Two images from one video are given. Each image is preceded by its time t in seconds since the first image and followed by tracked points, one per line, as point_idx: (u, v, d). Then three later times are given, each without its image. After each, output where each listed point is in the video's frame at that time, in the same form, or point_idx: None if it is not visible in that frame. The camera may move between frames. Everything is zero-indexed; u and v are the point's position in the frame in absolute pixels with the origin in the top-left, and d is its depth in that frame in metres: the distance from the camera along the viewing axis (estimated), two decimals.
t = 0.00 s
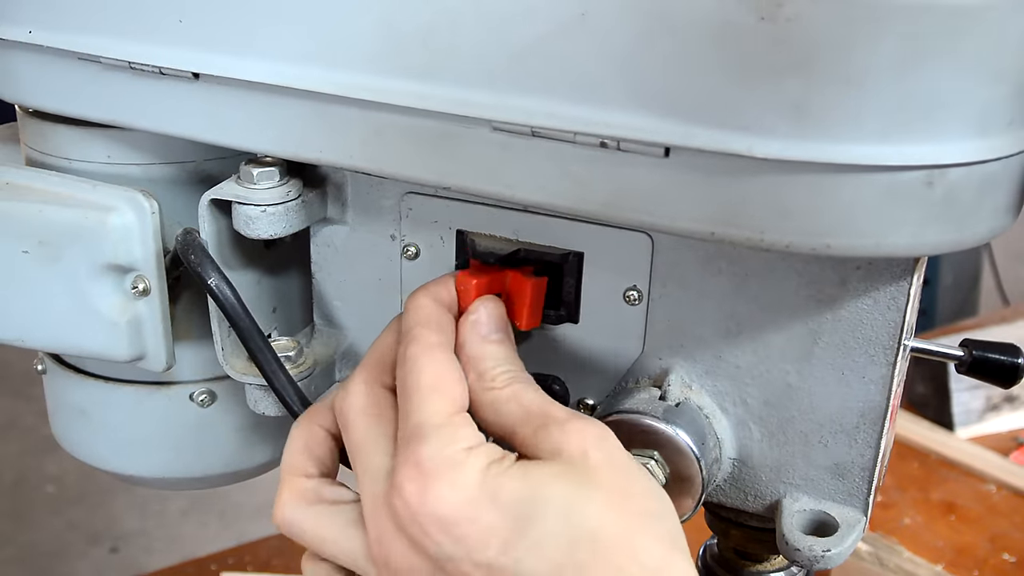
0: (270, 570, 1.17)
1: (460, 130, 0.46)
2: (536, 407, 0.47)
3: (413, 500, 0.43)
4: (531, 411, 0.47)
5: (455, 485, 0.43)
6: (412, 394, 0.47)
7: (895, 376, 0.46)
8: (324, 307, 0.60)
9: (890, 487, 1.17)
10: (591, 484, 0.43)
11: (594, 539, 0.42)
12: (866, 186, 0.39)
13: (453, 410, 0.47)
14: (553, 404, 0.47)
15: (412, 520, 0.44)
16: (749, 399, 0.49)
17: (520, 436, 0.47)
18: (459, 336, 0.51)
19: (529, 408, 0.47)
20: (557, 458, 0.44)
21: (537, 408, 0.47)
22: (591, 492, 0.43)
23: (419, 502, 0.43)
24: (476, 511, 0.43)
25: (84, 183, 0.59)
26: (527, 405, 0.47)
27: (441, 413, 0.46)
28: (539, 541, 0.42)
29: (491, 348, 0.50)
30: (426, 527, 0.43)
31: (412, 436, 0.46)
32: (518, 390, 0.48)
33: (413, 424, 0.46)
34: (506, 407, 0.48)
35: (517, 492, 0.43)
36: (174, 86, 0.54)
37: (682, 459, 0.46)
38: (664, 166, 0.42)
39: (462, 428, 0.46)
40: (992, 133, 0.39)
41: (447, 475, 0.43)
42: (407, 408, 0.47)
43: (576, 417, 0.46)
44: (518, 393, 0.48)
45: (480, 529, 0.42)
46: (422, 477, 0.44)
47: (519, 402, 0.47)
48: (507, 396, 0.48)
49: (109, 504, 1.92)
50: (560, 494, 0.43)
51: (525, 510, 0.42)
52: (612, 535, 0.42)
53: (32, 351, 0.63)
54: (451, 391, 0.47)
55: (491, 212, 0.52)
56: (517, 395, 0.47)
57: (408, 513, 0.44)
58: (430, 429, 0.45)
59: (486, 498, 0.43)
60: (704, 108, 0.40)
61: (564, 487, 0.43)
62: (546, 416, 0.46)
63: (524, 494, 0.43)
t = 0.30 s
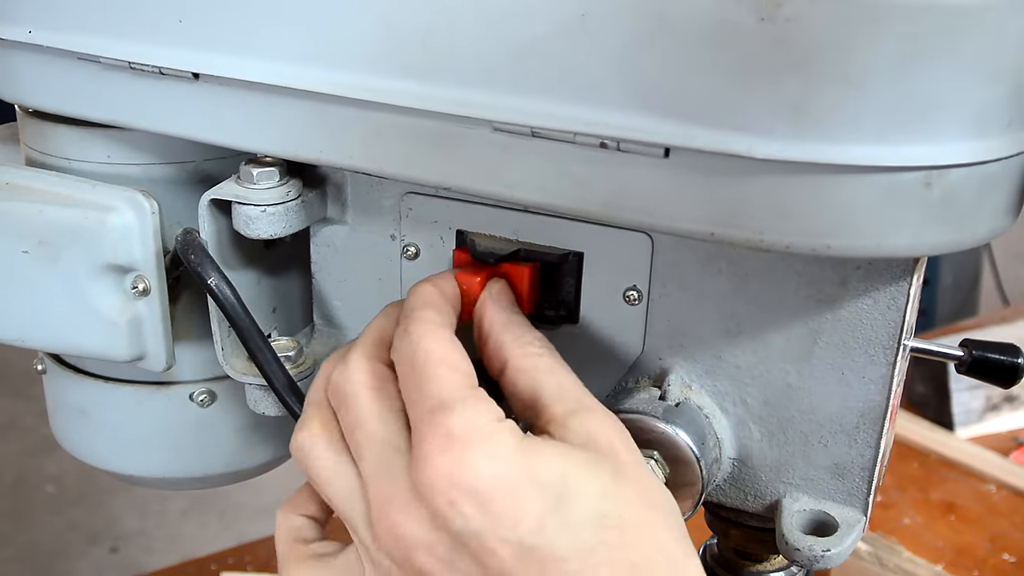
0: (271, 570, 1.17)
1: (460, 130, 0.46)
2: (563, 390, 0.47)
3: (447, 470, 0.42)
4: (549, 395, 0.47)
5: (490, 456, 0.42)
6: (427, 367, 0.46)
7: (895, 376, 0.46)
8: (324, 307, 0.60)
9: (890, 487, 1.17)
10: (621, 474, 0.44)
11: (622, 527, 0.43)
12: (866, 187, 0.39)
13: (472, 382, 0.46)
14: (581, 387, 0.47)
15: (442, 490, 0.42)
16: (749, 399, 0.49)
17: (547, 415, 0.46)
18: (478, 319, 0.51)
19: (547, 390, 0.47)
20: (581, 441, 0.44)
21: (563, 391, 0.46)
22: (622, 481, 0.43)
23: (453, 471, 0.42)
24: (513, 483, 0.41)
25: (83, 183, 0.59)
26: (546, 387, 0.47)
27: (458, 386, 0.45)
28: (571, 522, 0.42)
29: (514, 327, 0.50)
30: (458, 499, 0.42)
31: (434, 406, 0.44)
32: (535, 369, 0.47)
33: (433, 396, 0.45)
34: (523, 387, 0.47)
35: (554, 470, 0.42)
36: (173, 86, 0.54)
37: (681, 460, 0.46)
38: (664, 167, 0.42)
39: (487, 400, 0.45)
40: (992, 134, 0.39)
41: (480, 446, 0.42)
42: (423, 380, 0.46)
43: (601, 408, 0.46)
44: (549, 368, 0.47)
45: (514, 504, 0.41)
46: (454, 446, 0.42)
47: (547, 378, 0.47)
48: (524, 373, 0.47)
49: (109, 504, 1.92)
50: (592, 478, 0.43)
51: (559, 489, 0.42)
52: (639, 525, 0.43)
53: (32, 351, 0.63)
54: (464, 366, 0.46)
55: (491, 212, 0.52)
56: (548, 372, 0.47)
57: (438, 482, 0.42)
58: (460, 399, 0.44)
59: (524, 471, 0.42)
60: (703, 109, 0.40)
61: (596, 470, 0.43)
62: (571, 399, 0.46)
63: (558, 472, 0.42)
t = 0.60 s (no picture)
0: (271, 570, 1.17)
1: (460, 130, 0.46)
2: (533, 402, 0.47)
3: (383, 455, 0.42)
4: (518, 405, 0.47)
5: (429, 450, 0.42)
6: (402, 353, 0.46)
7: (895, 376, 0.46)
8: (324, 306, 0.60)
9: (890, 487, 1.17)
10: (564, 494, 0.43)
11: (552, 546, 0.42)
12: (866, 188, 0.39)
13: (437, 379, 0.46)
14: (553, 404, 0.47)
15: (375, 473, 0.42)
16: (749, 399, 0.49)
17: (511, 424, 0.46)
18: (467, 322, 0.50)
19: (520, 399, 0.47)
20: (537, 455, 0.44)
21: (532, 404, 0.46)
22: (562, 503, 0.43)
23: (388, 457, 0.42)
24: (442, 480, 0.41)
25: (84, 182, 0.59)
26: (516, 397, 0.47)
27: (423, 379, 0.45)
28: (498, 529, 0.41)
29: (501, 334, 0.49)
30: (387, 485, 0.42)
31: (393, 393, 0.45)
32: (514, 377, 0.47)
33: (395, 383, 0.45)
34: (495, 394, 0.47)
35: (489, 476, 0.42)
36: (174, 86, 0.54)
37: (682, 460, 0.46)
38: (664, 168, 0.42)
39: (447, 398, 0.45)
40: (992, 135, 0.39)
41: (424, 437, 0.42)
42: (392, 367, 0.46)
43: (571, 429, 0.46)
44: (524, 379, 0.47)
45: (443, 501, 0.41)
46: (396, 432, 0.42)
47: (520, 390, 0.47)
48: (504, 379, 0.47)
49: (110, 504, 1.92)
50: (531, 490, 0.42)
51: (493, 496, 0.42)
52: (571, 548, 0.42)
53: (32, 350, 0.63)
54: (441, 362, 0.46)
55: (491, 212, 0.52)
56: (523, 383, 0.47)
57: (373, 466, 0.42)
58: (416, 389, 0.44)
59: (459, 472, 0.42)
60: (703, 110, 0.40)
61: (538, 487, 0.42)
62: (539, 412, 0.46)
63: (495, 478, 0.42)
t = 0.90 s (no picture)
0: (270, 570, 1.17)
1: (461, 131, 0.46)
2: (530, 388, 0.47)
3: (369, 428, 0.44)
4: (511, 392, 0.47)
5: (415, 426, 0.43)
6: (396, 334, 0.48)
7: (895, 376, 0.46)
8: (324, 307, 0.60)
9: (890, 487, 1.17)
10: (553, 479, 0.44)
11: (538, 527, 0.42)
12: (866, 191, 0.39)
13: (427, 363, 0.47)
14: (549, 394, 0.48)
15: (359, 447, 0.44)
16: (749, 400, 0.49)
17: (504, 411, 0.47)
18: (466, 313, 0.51)
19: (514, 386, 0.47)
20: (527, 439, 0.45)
21: (526, 392, 0.47)
22: (549, 488, 0.43)
23: (374, 431, 0.44)
24: (426, 457, 0.43)
25: (84, 183, 0.59)
26: (510, 384, 0.47)
27: (414, 361, 0.47)
28: (482, 508, 0.42)
29: (500, 325, 0.50)
30: (371, 459, 0.44)
31: (383, 371, 0.47)
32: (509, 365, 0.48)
33: (387, 363, 0.47)
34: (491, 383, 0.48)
35: (473, 454, 0.43)
36: (175, 87, 0.54)
37: (683, 460, 0.46)
38: (666, 170, 0.42)
39: (439, 379, 0.46)
40: (993, 138, 0.39)
41: (408, 415, 0.44)
42: (385, 350, 0.48)
43: (565, 417, 0.46)
44: (522, 370, 0.48)
45: (425, 476, 0.43)
46: (385, 408, 0.44)
47: (517, 378, 0.47)
48: (499, 367, 0.48)
49: (109, 504, 1.92)
50: (518, 472, 0.43)
51: (477, 474, 0.42)
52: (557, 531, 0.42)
53: (32, 350, 0.63)
54: (438, 346, 0.48)
55: (491, 212, 0.52)
56: (519, 373, 0.48)
57: (359, 441, 0.44)
58: (406, 369, 0.46)
59: (442, 449, 0.43)
60: (705, 112, 0.40)
61: (524, 470, 0.43)
62: (533, 400, 0.47)
63: (480, 457, 0.43)
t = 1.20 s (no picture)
0: (270, 570, 1.17)
1: (462, 132, 0.46)
2: (526, 399, 0.46)
3: (351, 439, 0.43)
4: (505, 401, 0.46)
5: (398, 437, 0.43)
6: (388, 339, 0.46)
7: (896, 377, 0.46)
8: (325, 307, 0.60)
9: (890, 487, 1.17)
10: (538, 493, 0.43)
11: (518, 545, 0.41)
12: (867, 193, 0.39)
13: (420, 369, 0.46)
14: (544, 407, 0.47)
15: (344, 459, 0.43)
16: (750, 401, 0.49)
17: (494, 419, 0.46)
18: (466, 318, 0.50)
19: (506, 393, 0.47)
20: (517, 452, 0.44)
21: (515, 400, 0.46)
22: (532, 499, 0.43)
23: (356, 443, 0.43)
24: (414, 470, 0.42)
25: (84, 183, 0.59)
26: (504, 395, 0.47)
27: (408, 368, 0.46)
28: (458, 522, 0.41)
29: (500, 333, 0.49)
30: (356, 471, 0.43)
31: (371, 380, 0.45)
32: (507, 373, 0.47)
33: (376, 371, 0.46)
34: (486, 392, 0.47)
35: (456, 467, 0.42)
36: (175, 87, 0.54)
37: (682, 461, 0.46)
38: (667, 171, 0.42)
39: (428, 387, 0.45)
40: (994, 140, 0.39)
41: (392, 428, 0.43)
42: (376, 356, 0.46)
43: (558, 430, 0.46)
44: (520, 378, 0.47)
45: (408, 491, 0.42)
46: (370, 420, 0.43)
47: (513, 387, 0.47)
48: (499, 374, 0.47)
49: (109, 504, 1.92)
50: (509, 485, 0.42)
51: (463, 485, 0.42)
52: (538, 550, 0.41)
53: (32, 351, 0.63)
54: (427, 352, 0.47)
55: (492, 213, 0.52)
56: (514, 385, 0.47)
57: (346, 453, 0.43)
58: (394, 377, 0.45)
59: (390, 461, 0.42)
60: (706, 114, 0.40)
61: (512, 483, 0.43)
62: (527, 410, 0.46)
63: (463, 469, 0.42)
